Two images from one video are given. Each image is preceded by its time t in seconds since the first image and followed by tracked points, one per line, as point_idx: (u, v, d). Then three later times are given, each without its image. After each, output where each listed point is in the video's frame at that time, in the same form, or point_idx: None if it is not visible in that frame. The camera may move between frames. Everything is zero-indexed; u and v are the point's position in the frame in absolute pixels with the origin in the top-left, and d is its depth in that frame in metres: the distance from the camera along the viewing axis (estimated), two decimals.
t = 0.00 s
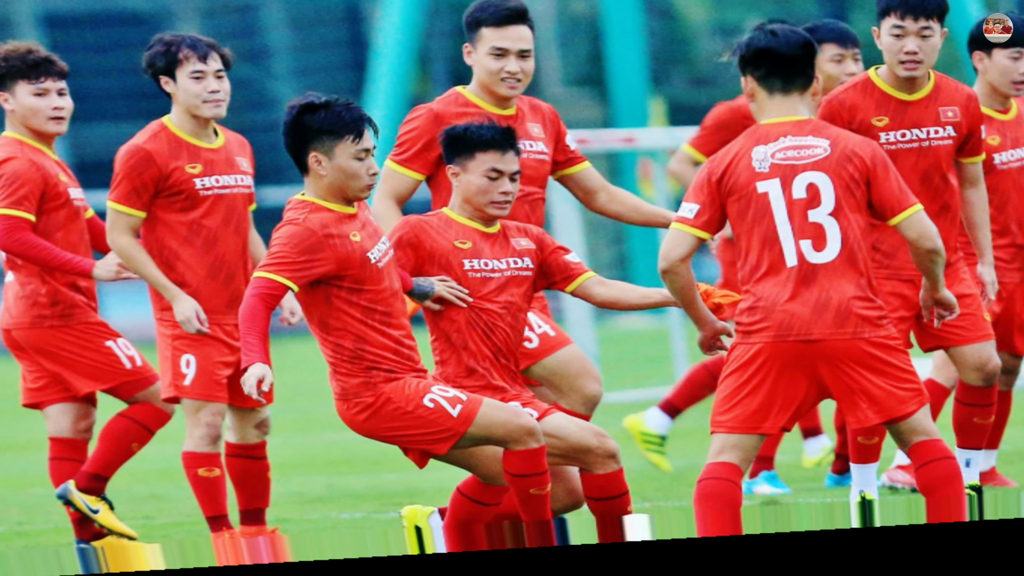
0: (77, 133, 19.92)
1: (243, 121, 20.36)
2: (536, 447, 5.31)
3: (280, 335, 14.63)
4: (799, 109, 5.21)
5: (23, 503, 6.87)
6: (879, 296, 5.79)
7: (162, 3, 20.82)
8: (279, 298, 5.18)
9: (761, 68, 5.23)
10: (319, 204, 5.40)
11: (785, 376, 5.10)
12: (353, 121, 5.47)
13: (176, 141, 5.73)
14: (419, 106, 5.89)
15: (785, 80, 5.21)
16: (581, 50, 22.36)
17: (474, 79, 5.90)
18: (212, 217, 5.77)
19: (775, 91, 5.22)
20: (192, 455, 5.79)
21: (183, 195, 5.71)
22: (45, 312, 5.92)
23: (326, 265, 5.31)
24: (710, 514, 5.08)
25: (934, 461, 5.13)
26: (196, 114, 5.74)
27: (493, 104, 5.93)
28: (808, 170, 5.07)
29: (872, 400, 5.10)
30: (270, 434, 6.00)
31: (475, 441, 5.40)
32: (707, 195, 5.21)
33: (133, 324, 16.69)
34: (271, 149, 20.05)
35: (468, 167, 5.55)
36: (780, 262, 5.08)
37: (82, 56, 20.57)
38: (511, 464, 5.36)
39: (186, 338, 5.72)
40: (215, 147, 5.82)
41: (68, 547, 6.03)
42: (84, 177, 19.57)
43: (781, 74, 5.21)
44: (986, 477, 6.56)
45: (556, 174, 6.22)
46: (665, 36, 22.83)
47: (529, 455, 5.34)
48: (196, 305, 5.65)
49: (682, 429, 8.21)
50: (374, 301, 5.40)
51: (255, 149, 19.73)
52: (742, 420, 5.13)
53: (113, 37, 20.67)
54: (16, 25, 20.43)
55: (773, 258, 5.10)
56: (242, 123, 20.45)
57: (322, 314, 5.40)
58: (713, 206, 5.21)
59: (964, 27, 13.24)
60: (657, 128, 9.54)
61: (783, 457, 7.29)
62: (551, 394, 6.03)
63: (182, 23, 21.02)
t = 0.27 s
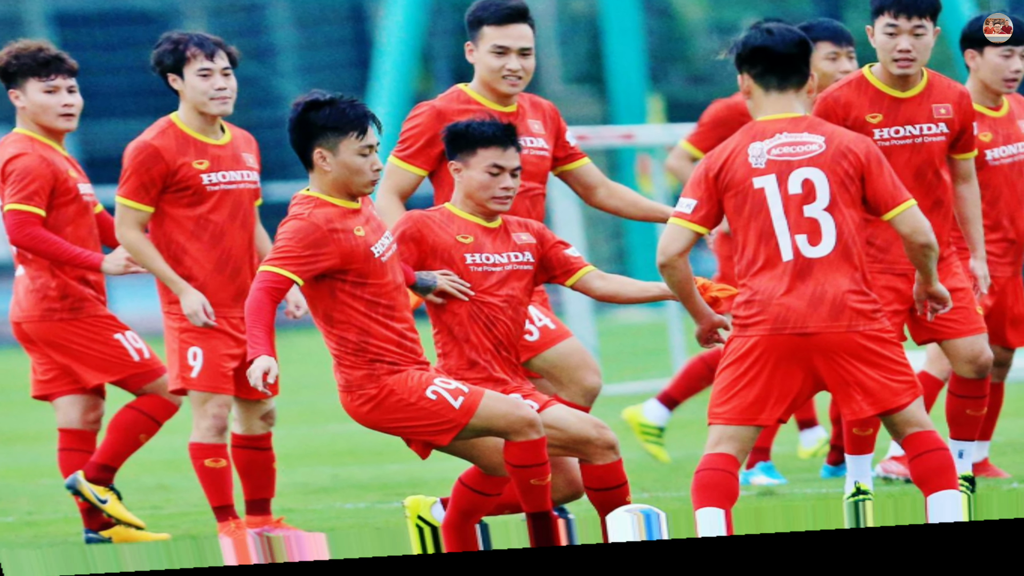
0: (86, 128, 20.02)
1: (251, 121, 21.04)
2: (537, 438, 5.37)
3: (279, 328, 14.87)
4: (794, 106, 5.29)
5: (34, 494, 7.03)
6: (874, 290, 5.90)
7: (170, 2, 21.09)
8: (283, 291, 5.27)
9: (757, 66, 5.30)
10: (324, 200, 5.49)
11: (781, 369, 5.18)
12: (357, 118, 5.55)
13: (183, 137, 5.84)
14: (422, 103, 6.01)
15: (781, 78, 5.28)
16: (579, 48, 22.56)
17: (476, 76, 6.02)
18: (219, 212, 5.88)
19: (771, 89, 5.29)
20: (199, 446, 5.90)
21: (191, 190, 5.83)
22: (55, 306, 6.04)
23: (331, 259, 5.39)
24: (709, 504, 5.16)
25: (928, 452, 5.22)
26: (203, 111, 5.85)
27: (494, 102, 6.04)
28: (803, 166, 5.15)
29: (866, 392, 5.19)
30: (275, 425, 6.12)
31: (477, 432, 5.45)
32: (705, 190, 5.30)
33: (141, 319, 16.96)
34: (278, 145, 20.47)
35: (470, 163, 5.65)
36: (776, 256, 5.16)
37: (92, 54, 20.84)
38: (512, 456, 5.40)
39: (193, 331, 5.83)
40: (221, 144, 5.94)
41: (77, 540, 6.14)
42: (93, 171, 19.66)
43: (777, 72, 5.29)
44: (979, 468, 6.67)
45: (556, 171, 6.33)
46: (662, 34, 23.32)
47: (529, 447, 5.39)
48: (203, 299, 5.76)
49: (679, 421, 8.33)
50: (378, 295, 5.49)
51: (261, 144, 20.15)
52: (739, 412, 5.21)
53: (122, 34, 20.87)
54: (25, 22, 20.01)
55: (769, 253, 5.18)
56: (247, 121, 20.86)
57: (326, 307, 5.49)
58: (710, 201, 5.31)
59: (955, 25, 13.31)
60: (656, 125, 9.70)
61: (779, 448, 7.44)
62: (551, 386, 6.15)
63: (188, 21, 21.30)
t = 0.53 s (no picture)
0: (93, 125, 20.21)
1: (256, 117, 21.38)
2: (537, 430, 5.45)
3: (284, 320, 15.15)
4: (790, 103, 5.34)
5: (43, 485, 7.19)
6: (869, 284, 6.01)
7: (184, 7, 22.10)
8: (289, 285, 5.35)
9: (753, 64, 5.36)
10: (328, 195, 5.55)
11: (777, 362, 5.23)
12: (360, 115, 5.61)
13: (190, 134, 5.95)
14: (424, 100, 6.13)
15: (778, 76, 5.34)
16: (579, 45, 23.04)
17: (477, 74, 6.14)
18: (225, 207, 5.99)
19: (767, 86, 5.35)
20: (206, 437, 6.03)
21: (198, 185, 5.94)
22: (64, 299, 6.17)
23: (335, 253, 5.47)
24: (706, 495, 5.23)
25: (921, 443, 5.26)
26: (210, 108, 5.97)
27: (495, 98, 6.15)
28: (799, 162, 5.21)
29: (861, 384, 5.24)
30: (281, 417, 6.25)
31: (478, 424, 5.51)
32: (702, 186, 5.35)
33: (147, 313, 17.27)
34: (283, 141, 20.88)
35: (472, 158, 5.76)
36: (772, 251, 5.23)
37: (100, 52, 21.45)
38: (513, 446, 5.48)
39: (200, 324, 5.93)
40: (228, 140, 6.05)
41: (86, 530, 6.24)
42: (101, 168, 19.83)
43: (773, 70, 5.35)
44: (972, 460, 6.79)
45: (556, 166, 6.45)
46: (660, 33, 23.73)
47: (530, 438, 5.47)
48: (210, 292, 5.86)
49: (677, 412, 8.46)
50: (381, 288, 5.56)
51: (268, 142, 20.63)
52: (736, 404, 5.26)
53: (130, 33, 21.50)
54: (37, 21, 20.91)
55: (766, 247, 5.24)
56: (249, 117, 21.21)
57: (331, 301, 5.56)
58: (707, 197, 5.35)
59: (948, 23, 13.46)
60: (654, 121, 9.86)
61: (775, 439, 7.60)
62: (552, 378, 6.26)
63: (198, 21, 22.07)
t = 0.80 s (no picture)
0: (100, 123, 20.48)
1: (262, 114, 21.84)
2: (538, 421, 5.52)
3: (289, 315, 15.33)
4: (786, 101, 5.42)
5: (52, 475, 7.33)
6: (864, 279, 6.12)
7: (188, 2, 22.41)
8: (293, 279, 5.41)
9: (750, 62, 5.44)
10: (333, 190, 5.64)
11: (773, 355, 5.29)
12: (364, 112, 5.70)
13: (197, 131, 6.06)
14: (427, 98, 6.24)
15: (774, 73, 5.43)
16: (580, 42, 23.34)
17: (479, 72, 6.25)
18: (232, 202, 6.11)
19: (763, 84, 5.44)
20: (212, 428, 6.14)
21: (204, 181, 6.05)
22: (73, 293, 6.29)
23: (339, 248, 5.55)
24: (703, 486, 5.29)
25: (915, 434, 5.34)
26: (217, 105, 6.07)
27: (497, 96, 6.26)
28: (795, 159, 5.30)
29: (856, 377, 5.30)
30: (285, 409, 6.35)
31: (479, 416, 5.59)
32: (700, 182, 5.43)
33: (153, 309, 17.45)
34: (287, 137, 21.41)
35: (473, 154, 5.86)
36: (769, 245, 5.30)
37: (106, 49, 21.66)
38: (513, 438, 5.57)
39: (206, 318, 6.04)
40: (234, 137, 6.16)
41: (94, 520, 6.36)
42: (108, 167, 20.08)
43: (770, 68, 5.43)
44: (965, 452, 6.91)
45: (556, 162, 6.56)
46: (659, 32, 24.32)
47: (531, 430, 5.55)
48: (216, 286, 5.95)
49: (674, 404, 8.59)
50: (384, 282, 5.65)
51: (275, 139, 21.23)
52: (733, 397, 5.32)
53: (137, 31, 21.65)
54: (46, 20, 21.07)
55: (763, 242, 5.32)
56: (258, 114, 21.85)
57: (335, 295, 5.65)
58: (705, 192, 5.43)
59: (941, 23, 13.62)
60: (652, 118, 9.98)
61: (771, 431, 7.73)
62: (552, 371, 6.37)
63: (202, 18, 22.44)
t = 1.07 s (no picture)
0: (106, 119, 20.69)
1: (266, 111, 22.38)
2: (537, 413, 5.63)
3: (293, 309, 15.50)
4: (782, 98, 5.51)
5: (60, 466, 7.46)
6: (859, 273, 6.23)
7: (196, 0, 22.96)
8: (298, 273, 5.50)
9: (746, 60, 5.53)
10: (337, 186, 5.75)
11: (770, 348, 5.39)
12: (368, 109, 5.78)
13: (204, 127, 6.17)
14: (429, 95, 6.35)
15: (771, 71, 5.52)
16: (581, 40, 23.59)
17: (481, 69, 6.37)
18: (238, 197, 6.22)
19: (760, 81, 5.53)
20: (218, 420, 6.25)
21: (211, 177, 6.16)
22: (82, 287, 6.40)
23: (343, 243, 5.64)
24: (701, 477, 5.37)
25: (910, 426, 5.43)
26: (223, 102, 6.18)
27: (498, 93, 6.38)
28: (791, 155, 5.38)
29: (851, 369, 5.39)
30: (290, 401, 6.44)
31: (481, 408, 5.68)
32: (698, 178, 5.53)
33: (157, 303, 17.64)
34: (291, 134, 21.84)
35: (475, 151, 5.95)
36: (766, 240, 5.39)
37: (120, 49, 22.61)
38: (514, 429, 5.65)
39: (212, 311, 6.14)
40: (240, 133, 6.27)
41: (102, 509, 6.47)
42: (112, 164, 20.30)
43: (766, 66, 5.53)
44: (958, 444, 7.02)
45: (556, 159, 6.67)
46: (657, 30, 24.61)
47: (531, 422, 5.65)
48: (222, 280, 6.06)
49: (672, 397, 8.71)
50: (387, 277, 5.73)
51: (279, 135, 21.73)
52: (731, 389, 5.41)
53: (147, 31, 22.66)
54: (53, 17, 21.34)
55: (760, 236, 5.40)
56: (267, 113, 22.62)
57: (339, 289, 5.74)
58: (702, 188, 5.53)
59: (934, 21, 13.81)
60: (651, 116, 10.11)
61: (768, 423, 7.85)
62: (552, 364, 6.48)
63: (212, 18, 23.01)
